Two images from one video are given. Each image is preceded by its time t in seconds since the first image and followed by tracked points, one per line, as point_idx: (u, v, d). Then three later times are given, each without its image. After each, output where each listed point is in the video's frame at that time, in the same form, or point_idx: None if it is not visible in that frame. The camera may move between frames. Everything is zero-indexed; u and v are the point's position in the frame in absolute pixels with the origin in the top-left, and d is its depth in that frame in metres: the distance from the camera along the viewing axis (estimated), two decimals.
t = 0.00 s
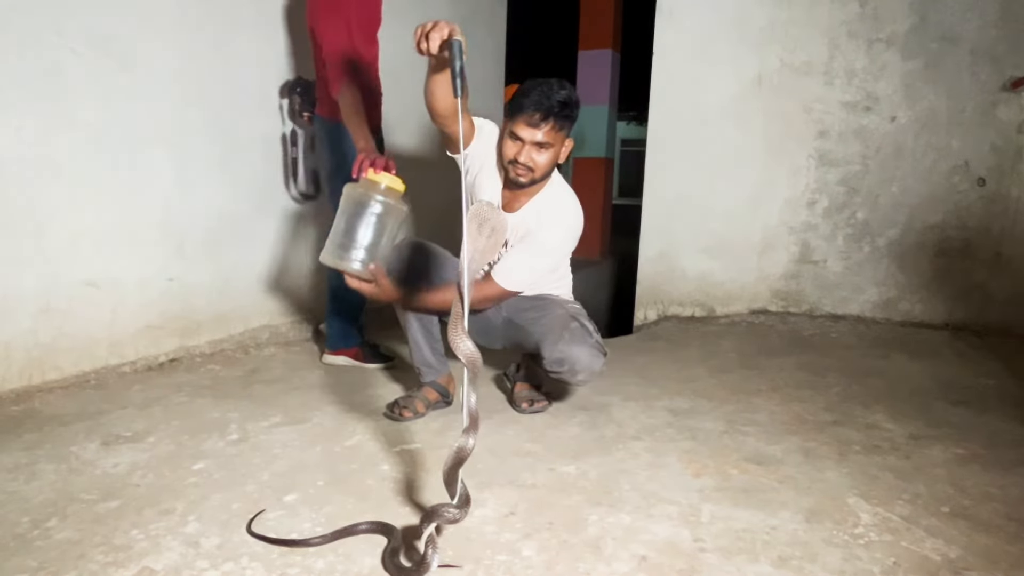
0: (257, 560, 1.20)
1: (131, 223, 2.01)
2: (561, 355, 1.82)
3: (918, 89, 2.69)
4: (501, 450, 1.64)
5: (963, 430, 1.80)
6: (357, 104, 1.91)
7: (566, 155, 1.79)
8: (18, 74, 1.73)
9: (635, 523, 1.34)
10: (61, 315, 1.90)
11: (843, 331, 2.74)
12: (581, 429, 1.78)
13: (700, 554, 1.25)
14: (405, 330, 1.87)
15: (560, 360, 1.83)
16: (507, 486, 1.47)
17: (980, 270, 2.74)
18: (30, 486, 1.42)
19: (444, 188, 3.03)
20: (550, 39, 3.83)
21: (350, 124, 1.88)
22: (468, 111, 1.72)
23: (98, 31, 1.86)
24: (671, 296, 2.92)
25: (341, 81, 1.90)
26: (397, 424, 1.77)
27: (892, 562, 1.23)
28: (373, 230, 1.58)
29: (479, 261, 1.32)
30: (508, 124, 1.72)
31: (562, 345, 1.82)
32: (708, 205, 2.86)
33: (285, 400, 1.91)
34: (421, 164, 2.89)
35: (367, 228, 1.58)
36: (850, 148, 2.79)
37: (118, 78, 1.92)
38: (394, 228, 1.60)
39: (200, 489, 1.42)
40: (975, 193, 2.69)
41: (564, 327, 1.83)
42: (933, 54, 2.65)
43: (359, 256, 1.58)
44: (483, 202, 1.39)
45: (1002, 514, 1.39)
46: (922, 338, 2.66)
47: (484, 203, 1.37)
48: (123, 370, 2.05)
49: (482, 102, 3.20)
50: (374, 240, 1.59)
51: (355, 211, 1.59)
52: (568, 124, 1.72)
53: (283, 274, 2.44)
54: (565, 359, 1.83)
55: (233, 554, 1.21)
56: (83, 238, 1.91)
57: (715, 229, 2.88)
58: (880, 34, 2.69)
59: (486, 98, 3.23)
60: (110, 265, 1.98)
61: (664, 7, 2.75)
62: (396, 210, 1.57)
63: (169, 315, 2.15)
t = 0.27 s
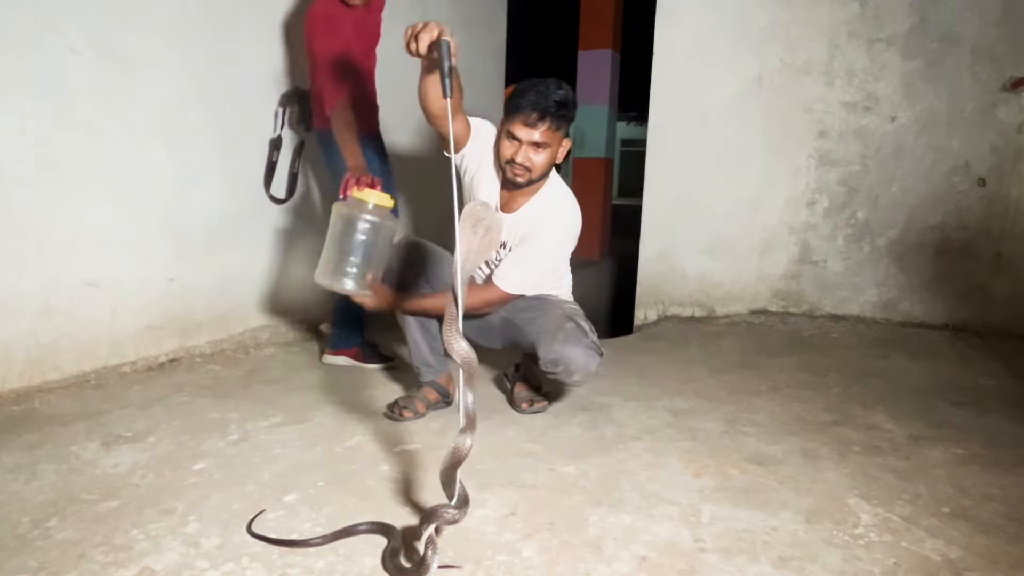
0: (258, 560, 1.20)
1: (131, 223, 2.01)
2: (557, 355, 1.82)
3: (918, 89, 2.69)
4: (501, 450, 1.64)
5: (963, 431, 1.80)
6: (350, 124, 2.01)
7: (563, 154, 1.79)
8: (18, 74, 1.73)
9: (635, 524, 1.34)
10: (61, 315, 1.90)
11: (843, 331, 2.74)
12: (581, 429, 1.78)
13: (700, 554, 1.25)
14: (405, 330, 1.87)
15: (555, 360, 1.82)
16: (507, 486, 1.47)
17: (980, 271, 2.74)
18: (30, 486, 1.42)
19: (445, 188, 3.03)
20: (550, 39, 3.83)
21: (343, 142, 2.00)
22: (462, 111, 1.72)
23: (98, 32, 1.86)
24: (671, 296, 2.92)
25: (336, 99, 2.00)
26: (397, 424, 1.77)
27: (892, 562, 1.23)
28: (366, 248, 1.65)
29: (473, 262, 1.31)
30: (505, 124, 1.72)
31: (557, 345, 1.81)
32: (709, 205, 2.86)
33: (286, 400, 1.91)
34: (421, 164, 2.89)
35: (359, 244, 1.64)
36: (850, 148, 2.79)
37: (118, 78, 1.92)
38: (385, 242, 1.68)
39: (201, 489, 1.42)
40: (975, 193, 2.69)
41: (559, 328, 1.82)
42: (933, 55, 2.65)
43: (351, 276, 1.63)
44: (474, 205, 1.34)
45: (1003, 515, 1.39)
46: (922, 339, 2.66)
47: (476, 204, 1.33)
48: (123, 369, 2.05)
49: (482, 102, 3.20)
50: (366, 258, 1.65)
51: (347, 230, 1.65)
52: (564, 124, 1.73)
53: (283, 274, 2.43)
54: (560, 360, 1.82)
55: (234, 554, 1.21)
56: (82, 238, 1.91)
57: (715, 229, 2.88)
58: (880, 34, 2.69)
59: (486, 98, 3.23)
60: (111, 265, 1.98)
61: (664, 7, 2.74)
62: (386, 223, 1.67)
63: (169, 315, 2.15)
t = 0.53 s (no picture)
0: (258, 560, 1.20)
1: (131, 223, 2.01)
2: (555, 355, 1.82)
3: (919, 90, 2.69)
4: (501, 451, 1.64)
5: (964, 431, 1.80)
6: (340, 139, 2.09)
7: (560, 154, 1.78)
8: (19, 74, 1.73)
9: (635, 524, 1.34)
10: (62, 315, 1.90)
11: (843, 331, 2.74)
12: (581, 429, 1.78)
13: (700, 554, 1.25)
14: (405, 331, 1.87)
15: (554, 360, 1.82)
16: (507, 486, 1.47)
17: (980, 271, 2.74)
18: (31, 486, 1.42)
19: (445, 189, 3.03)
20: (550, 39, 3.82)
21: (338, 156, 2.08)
22: (457, 111, 1.73)
23: (99, 32, 1.86)
24: (671, 296, 2.92)
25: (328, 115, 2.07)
26: (397, 425, 1.77)
27: (892, 562, 1.23)
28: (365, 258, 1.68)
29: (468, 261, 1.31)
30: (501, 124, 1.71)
31: (556, 346, 1.81)
32: (709, 205, 2.86)
33: (286, 400, 1.91)
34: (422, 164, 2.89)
35: (358, 255, 1.68)
36: (850, 148, 2.79)
37: (118, 78, 1.92)
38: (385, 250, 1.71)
39: (201, 489, 1.42)
40: (975, 193, 2.69)
41: (558, 329, 1.82)
42: (933, 55, 2.65)
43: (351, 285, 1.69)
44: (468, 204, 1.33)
45: (1003, 515, 1.39)
46: (922, 339, 2.66)
47: (468, 202, 1.32)
48: (124, 370, 2.05)
49: (482, 102, 3.20)
50: (365, 268, 1.69)
51: (346, 240, 1.67)
52: (561, 124, 1.71)
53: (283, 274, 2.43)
54: (559, 360, 1.82)
55: (234, 554, 1.22)
56: (82, 238, 1.91)
57: (715, 229, 2.88)
58: (880, 34, 2.69)
59: (486, 98, 3.23)
60: (111, 265, 1.98)
61: (664, 7, 2.75)
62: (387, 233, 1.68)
63: (169, 316, 2.15)
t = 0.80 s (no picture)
0: (258, 560, 1.20)
1: (131, 223, 2.01)
2: (554, 356, 1.82)
3: (919, 90, 2.69)
4: (501, 451, 1.64)
5: (965, 431, 1.80)
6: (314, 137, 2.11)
7: (557, 154, 1.77)
8: (19, 75, 1.73)
9: (636, 524, 1.34)
10: (62, 315, 1.90)
11: (844, 331, 2.74)
12: (582, 429, 1.78)
13: (700, 554, 1.25)
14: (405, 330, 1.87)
15: (553, 360, 1.82)
16: (507, 486, 1.47)
17: (981, 271, 2.73)
18: (31, 486, 1.43)
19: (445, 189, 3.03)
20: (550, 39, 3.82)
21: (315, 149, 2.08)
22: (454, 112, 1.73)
23: (99, 32, 1.86)
24: (672, 296, 2.92)
25: (300, 113, 2.09)
26: (397, 425, 1.77)
27: (892, 562, 1.23)
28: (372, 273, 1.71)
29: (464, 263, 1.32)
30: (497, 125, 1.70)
31: (555, 346, 1.81)
32: (709, 205, 2.86)
33: (286, 400, 1.92)
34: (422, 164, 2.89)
35: (367, 272, 1.71)
36: (851, 148, 2.79)
37: (118, 79, 1.92)
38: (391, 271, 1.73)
39: (201, 489, 1.42)
40: (976, 194, 2.69)
41: (557, 329, 1.82)
42: (933, 55, 2.65)
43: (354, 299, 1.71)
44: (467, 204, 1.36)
45: (1003, 515, 1.39)
46: (922, 339, 2.66)
47: (468, 203, 1.35)
48: (124, 370, 2.05)
49: (483, 102, 3.20)
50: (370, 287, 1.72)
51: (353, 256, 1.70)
52: (558, 124, 1.70)
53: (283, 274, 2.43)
54: (558, 360, 1.82)
55: (234, 554, 1.22)
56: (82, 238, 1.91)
57: (715, 229, 2.88)
58: (881, 35, 2.69)
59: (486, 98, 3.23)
60: (111, 265, 1.98)
61: (665, 7, 2.74)
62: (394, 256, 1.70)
63: (169, 316, 2.15)
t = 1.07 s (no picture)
0: (259, 560, 1.20)
1: (131, 224, 2.01)
2: (557, 355, 1.81)
3: (920, 90, 2.69)
4: (502, 451, 1.64)
5: (965, 431, 1.80)
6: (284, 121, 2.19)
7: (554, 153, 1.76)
8: (19, 75, 1.73)
9: (636, 524, 1.34)
10: (62, 315, 1.90)
11: (844, 331, 2.74)
12: (582, 429, 1.78)
13: (701, 555, 1.25)
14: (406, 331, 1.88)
15: (556, 361, 1.82)
16: (508, 486, 1.47)
17: (981, 271, 2.73)
18: (32, 486, 1.43)
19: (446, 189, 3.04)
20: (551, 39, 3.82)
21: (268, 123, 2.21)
22: (446, 116, 1.73)
23: (99, 33, 1.86)
24: (672, 296, 2.92)
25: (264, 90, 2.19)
26: (398, 425, 1.77)
27: (893, 563, 1.23)
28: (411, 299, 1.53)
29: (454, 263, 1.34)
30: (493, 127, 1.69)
31: (557, 346, 1.81)
32: (709, 205, 2.86)
33: (286, 400, 1.92)
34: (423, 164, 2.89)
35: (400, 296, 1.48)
36: (851, 148, 2.79)
37: (118, 79, 1.92)
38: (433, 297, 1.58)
39: (201, 489, 1.42)
40: (976, 194, 2.69)
41: (560, 329, 1.82)
42: (934, 55, 2.65)
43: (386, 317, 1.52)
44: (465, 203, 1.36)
45: (1004, 515, 1.39)
46: (923, 339, 2.66)
47: (465, 201, 1.35)
48: (125, 370, 2.06)
49: (483, 102, 3.20)
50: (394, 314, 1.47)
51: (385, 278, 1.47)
52: (555, 123, 1.68)
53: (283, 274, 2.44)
54: (561, 361, 1.82)
55: (235, 554, 1.22)
56: (81, 239, 1.91)
57: (716, 230, 2.88)
58: (881, 35, 2.69)
59: (487, 98, 3.23)
60: (111, 265, 1.98)
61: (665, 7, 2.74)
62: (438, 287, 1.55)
63: (169, 316, 2.15)
